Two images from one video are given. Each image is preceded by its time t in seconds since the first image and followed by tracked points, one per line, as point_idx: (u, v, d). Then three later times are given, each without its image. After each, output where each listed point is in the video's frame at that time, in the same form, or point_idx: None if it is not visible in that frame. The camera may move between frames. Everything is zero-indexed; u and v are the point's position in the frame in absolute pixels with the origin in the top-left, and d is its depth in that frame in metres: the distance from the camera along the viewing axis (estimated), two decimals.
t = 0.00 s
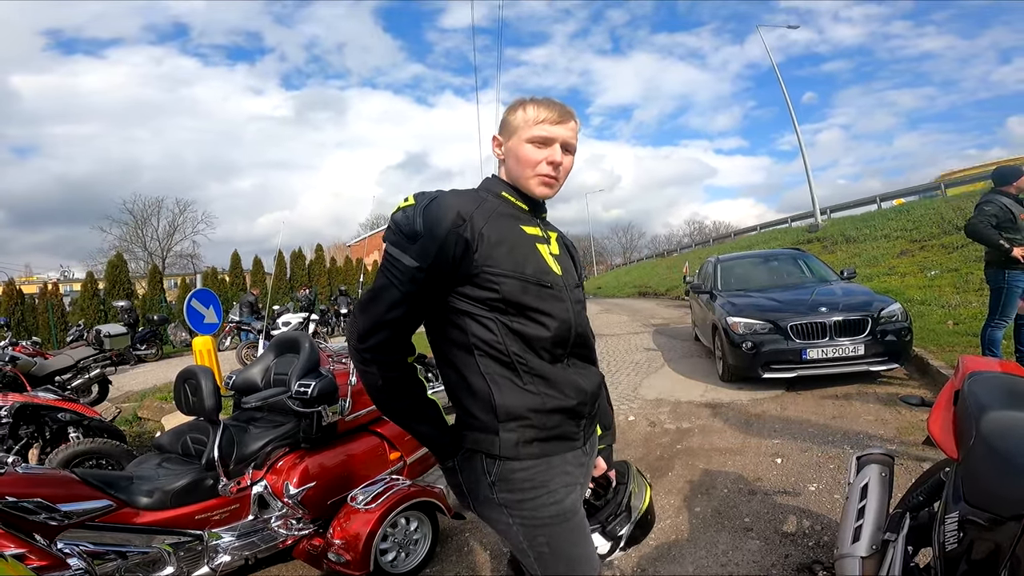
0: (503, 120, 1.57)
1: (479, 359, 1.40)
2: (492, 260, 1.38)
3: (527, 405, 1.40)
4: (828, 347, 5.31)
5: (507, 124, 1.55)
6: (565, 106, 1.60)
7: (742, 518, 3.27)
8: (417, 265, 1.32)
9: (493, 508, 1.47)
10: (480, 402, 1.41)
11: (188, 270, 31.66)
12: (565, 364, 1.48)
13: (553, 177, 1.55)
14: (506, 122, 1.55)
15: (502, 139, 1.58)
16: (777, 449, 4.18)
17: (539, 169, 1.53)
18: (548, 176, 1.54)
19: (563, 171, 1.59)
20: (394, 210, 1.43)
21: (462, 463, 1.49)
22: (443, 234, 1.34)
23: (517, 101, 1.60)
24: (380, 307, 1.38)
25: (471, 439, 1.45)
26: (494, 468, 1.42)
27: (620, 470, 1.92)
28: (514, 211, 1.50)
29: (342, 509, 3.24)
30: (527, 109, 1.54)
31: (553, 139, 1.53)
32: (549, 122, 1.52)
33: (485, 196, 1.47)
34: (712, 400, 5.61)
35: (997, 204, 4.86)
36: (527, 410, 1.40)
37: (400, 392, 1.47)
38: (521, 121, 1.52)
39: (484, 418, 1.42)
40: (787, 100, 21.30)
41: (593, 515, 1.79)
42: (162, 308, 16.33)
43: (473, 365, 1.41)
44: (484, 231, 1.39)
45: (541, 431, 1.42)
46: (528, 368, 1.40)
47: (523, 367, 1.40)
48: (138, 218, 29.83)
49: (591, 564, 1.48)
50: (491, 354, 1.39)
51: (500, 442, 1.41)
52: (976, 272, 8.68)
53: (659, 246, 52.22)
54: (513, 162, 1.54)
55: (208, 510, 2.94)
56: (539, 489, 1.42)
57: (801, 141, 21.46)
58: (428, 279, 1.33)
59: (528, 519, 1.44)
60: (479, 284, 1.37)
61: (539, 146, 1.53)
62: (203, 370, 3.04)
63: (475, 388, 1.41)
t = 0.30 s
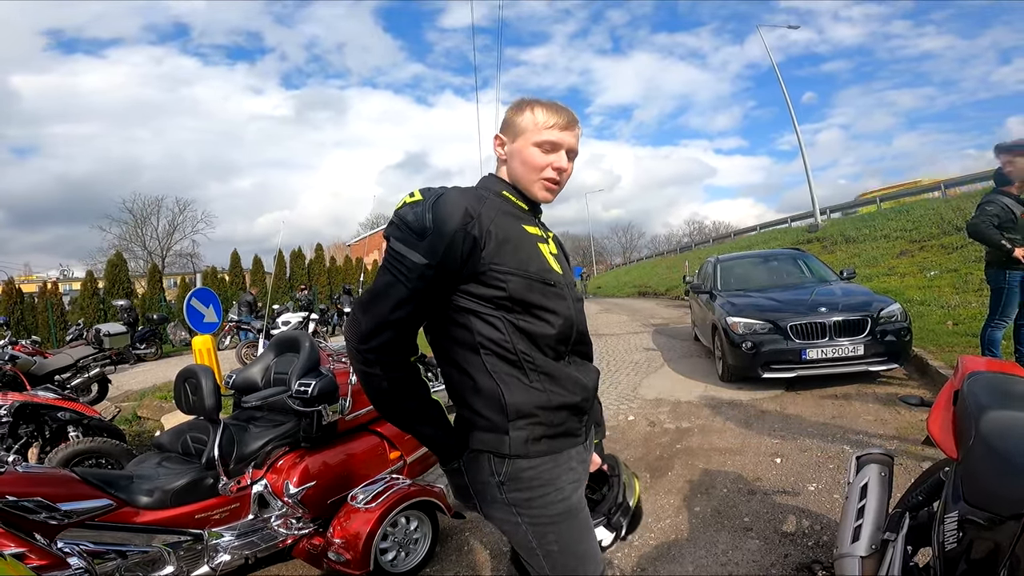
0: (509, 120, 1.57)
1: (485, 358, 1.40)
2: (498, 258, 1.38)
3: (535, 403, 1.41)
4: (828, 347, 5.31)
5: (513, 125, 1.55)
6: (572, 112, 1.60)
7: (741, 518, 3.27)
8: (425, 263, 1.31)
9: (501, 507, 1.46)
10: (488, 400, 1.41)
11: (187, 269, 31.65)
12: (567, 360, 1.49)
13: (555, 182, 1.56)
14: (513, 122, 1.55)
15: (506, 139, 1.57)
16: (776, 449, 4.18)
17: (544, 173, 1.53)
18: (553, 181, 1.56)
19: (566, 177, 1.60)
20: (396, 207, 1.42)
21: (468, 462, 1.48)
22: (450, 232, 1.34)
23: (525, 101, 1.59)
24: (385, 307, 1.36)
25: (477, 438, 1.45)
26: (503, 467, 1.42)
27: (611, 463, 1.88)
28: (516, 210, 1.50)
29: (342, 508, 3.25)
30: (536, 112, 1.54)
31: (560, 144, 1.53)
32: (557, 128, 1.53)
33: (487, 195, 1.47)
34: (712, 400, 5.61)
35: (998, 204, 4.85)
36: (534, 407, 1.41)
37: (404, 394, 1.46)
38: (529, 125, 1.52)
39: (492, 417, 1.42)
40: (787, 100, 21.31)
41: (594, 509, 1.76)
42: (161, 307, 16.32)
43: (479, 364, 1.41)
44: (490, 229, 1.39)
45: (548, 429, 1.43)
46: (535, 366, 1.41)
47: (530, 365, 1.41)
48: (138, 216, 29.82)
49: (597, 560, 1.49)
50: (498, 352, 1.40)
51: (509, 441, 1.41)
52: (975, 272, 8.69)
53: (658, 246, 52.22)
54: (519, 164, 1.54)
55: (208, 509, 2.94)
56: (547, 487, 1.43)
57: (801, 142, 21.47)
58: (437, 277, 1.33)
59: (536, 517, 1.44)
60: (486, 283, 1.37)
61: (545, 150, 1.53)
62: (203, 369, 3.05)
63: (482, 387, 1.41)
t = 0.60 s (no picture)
0: (511, 121, 1.57)
1: (485, 360, 1.41)
2: (498, 262, 1.38)
3: (534, 406, 1.41)
4: (829, 348, 5.31)
5: (516, 126, 1.55)
6: (573, 113, 1.62)
7: (742, 519, 3.27)
8: (426, 266, 1.32)
9: (498, 507, 1.47)
10: (487, 403, 1.42)
11: (189, 268, 31.70)
12: (567, 363, 1.50)
13: (558, 183, 1.57)
14: (515, 124, 1.55)
15: (508, 140, 1.57)
16: (777, 450, 4.17)
17: (548, 175, 1.54)
18: (556, 182, 1.56)
19: (569, 178, 1.61)
20: (397, 210, 1.42)
21: (467, 463, 1.49)
22: (451, 234, 1.34)
23: (526, 102, 1.59)
24: (386, 309, 1.36)
25: (476, 440, 1.46)
26: (500, 468, 1.43)
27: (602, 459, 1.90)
28: (517, 212, 1.50)
29: (343, 507, 3.25)
30: (538, 114, 1.54)
31: (563, 146, 1.54)
32: (560, 129, 1.54)
33: (488, 196, 1.47)
34: (713, 400, 5.61)
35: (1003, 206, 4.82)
36: (533, 410, 1.41)
37: (404, 395, 1.46)
38: (532, 126, 1.52)
39: (491, 418, 1.42)
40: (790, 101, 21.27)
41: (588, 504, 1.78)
42: (163, 305, 16.35)
43: (479, 366, 1.41)
44: (490, 232, 1.40)
45: (547, 431, 1.43)
46: (534, 368, 1.41)
47: (529, 367, 1.41)
48: (140, 215, 29.87)
49: (595, 561, 1.50)
50: (497, 355, 1.40)
51: (507, 442, 1.41)
52: (978, 274, 8.67)
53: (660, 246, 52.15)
54: (521, 166, 1.54)
55: (209, 508, 2.95)
56: (545, 488, 1.43)
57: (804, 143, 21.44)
58: (437, 280, 1.33)
59: (533, 518, 1.44)
60: (486, 286, 1.38)
61: (548, 152, 1.53)
62: (205, 368, 3.06)
63: (481, 389, 1.41)
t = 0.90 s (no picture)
0: (512, 121, 1.57)
1: (478, 361, 1.41)
2: (491, 264, 1.39)
3: (525, 407, 1.42)
4: (828, 349, 5.32)
5: (516, 126, 1.56)
6: (574, 113, 1.62)
7: (741, 519, 3.28)
8: (418, 268, 1.32)
9: (491, 505, 1.48)
10: (479, 403, 1.43)
11: (189, 266, 31.70)
12: (560, 365, 1.50)
13: (559, 184, 1.57)
14: (516, 123, 1.55)
15: (508, 141, 1.58)
16: (776, 451, 4.18)
17: (547, 176, 1.54)
18: (556, 183, 1.57)
19: (569, 179, 1.61)
20: (394, 212, 1.43)
21: (460, 461, 1.50)
22: (444, 237, 1.34)
23: (527, 102, 1.60)
24: (381, 310, 1.38)
25: (469, 439, 1.47)
26: (492, 467, 1.44)
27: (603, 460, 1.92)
28: (514, 214, 1.50)
29: (342, 507, 3.26)
30: (539, 114, 1.55)
31: (563, 146, 1.55)
32: (560, 130, 1.54)
33: (484, 199, 1.48)
34: (712, 401, 5.62)
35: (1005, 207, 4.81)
36: (525, 411, 1.41)
37: (399, 394, 1.47)
38: (532, 126, 1.53)
39: (482, 418, 1.43)
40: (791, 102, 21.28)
41: (586, 505, 1.79)
42: (163, 304, 16.36)
43: (471, 367, 1.42)
44: (484, 235, 1.40)
45: (539, 431, 1.44)
46: (526, 370, 1.42)
47: (521, 369, 1.41)
48: (140, 214, 29.88)
49: (587, 561, 1.50)
50: (490, 356, 1.41)
51: (498, 442, 1.42)
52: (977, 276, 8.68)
53: (659, 247, 52.17)
54: (522, 167, 1.55)
55: (209, 506, 2.96)
56: (536, 487, 1.44)
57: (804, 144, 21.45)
58: (430, 282, 1.33)
59: (524, 517, 1.45)
60: (479, 288, 1.38)
61: (548, 152, 1.54)
62: (206, 367, 3.06)
63: (474, 390, 1.42)
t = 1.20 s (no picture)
0: (509, 122, 1.57)
1: (471, 362, 1.42)
2: (485, 267, 1.39)
3: (517, 407, 1.42)
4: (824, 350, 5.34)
5: (513, 128, 1.56)
6: (572, 116, 1.61)
7: (736, 519, 3.29)
8: (412, 271, 1.33)
9: (482, 504, 1.49)
10: (471, 402, 1.43)
11: (185, 266, 31.60)
12: (554, 366, 1.50)
13: (552, 188, 1.58)
14: (513, 125, 1.55)
15: (505, 143, 1.58)
16: (771, 452, 4.20)
17: (541, 180, 1.55)
18: (550, 187, 1.57)
19: (564, 183, 1.61)
20: (390, 214, 1.44)
21: (453, 460, 1.50)
22: (438, 240, 1.35)
23: (526, 104, 1.60)
24: (375, 311, 1.39)
25: (462, 438, 1.47)
26: (483, 466, 1.44)
27: (603, 464, 1.94)
28: (510, 217, 1.51)
29: (338, 507, 3.26)
30: (536, 116, 1.55)
31: (559, 150, 1.54)
32: (556, 133, 1.54)
33: (479, 201, 1.48)
34: (708, 402, 5.63)
35: (1000, 210, 4.83)
36: (517, 411, 1.42)
37: (393, 394, 1.47)
38: (528, 129, 1.53)
39: (474, 418, 1.43)
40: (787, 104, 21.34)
41: (579, 507, 1.80)
42: (159, 304, 16.31)
43: (465, 368, 1.43)
44: (478, 237, 1.40)
45: (531, 431, 1.44)
46: (519, 371, 1.42)
47: (514, 370, 1.42)
48: (136, 213, 29.78)
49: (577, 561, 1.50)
50: (484, 357, 1.41)
51: (490, 442, 1.42)
52: (972, 278, 8.73)
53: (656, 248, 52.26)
54: (517, 169, 1.55)
55: (205, 506, 2.95)
56: (526, 487, 1.45)
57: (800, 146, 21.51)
58: (424, 284, 1.34)
59: (515, 516, 1.46)
60: (473, 290, 1.39)
61: (544, 156, 1.54)
62: (202, 367, 3.05)
63: (467, 390, 1.43)
